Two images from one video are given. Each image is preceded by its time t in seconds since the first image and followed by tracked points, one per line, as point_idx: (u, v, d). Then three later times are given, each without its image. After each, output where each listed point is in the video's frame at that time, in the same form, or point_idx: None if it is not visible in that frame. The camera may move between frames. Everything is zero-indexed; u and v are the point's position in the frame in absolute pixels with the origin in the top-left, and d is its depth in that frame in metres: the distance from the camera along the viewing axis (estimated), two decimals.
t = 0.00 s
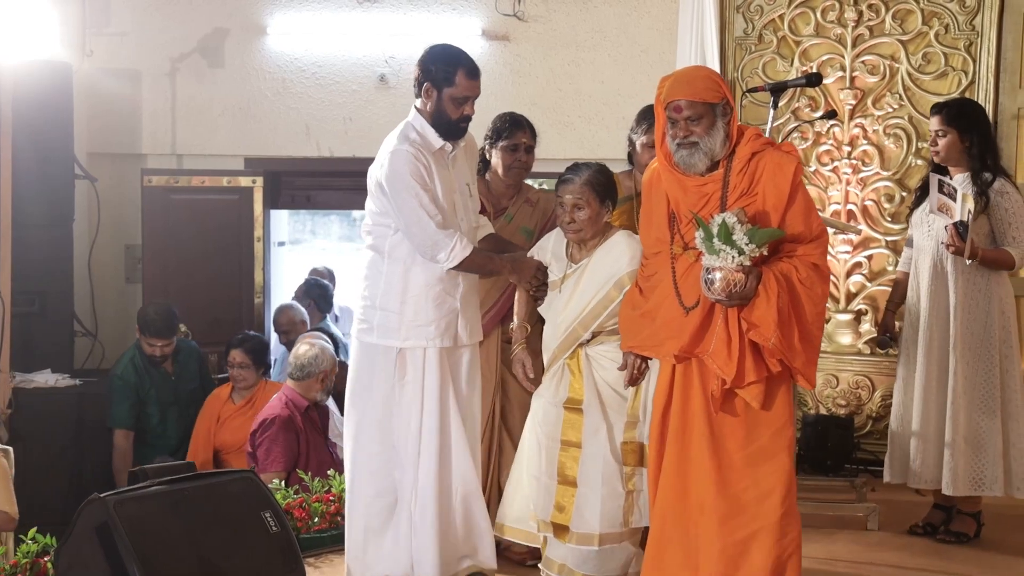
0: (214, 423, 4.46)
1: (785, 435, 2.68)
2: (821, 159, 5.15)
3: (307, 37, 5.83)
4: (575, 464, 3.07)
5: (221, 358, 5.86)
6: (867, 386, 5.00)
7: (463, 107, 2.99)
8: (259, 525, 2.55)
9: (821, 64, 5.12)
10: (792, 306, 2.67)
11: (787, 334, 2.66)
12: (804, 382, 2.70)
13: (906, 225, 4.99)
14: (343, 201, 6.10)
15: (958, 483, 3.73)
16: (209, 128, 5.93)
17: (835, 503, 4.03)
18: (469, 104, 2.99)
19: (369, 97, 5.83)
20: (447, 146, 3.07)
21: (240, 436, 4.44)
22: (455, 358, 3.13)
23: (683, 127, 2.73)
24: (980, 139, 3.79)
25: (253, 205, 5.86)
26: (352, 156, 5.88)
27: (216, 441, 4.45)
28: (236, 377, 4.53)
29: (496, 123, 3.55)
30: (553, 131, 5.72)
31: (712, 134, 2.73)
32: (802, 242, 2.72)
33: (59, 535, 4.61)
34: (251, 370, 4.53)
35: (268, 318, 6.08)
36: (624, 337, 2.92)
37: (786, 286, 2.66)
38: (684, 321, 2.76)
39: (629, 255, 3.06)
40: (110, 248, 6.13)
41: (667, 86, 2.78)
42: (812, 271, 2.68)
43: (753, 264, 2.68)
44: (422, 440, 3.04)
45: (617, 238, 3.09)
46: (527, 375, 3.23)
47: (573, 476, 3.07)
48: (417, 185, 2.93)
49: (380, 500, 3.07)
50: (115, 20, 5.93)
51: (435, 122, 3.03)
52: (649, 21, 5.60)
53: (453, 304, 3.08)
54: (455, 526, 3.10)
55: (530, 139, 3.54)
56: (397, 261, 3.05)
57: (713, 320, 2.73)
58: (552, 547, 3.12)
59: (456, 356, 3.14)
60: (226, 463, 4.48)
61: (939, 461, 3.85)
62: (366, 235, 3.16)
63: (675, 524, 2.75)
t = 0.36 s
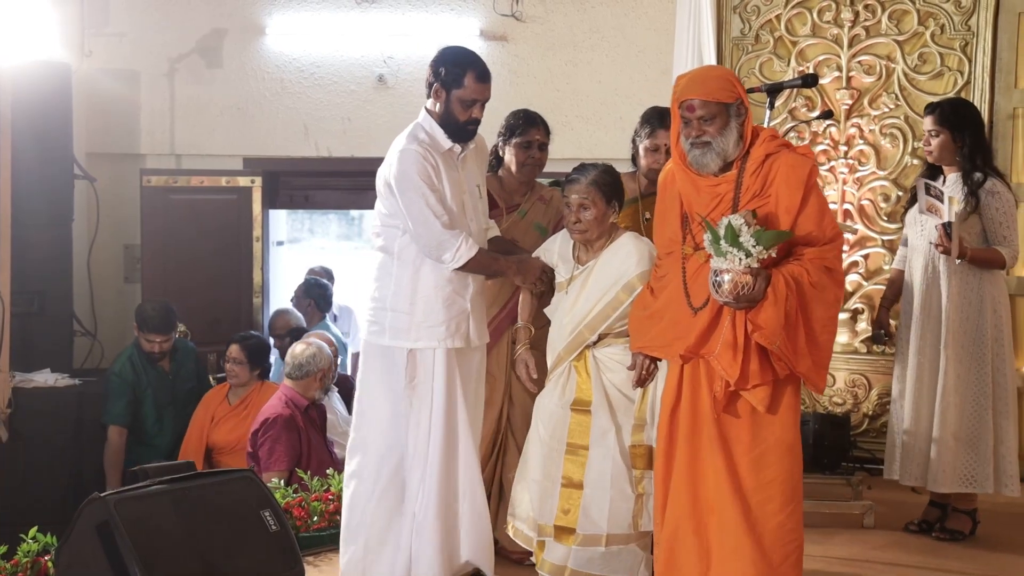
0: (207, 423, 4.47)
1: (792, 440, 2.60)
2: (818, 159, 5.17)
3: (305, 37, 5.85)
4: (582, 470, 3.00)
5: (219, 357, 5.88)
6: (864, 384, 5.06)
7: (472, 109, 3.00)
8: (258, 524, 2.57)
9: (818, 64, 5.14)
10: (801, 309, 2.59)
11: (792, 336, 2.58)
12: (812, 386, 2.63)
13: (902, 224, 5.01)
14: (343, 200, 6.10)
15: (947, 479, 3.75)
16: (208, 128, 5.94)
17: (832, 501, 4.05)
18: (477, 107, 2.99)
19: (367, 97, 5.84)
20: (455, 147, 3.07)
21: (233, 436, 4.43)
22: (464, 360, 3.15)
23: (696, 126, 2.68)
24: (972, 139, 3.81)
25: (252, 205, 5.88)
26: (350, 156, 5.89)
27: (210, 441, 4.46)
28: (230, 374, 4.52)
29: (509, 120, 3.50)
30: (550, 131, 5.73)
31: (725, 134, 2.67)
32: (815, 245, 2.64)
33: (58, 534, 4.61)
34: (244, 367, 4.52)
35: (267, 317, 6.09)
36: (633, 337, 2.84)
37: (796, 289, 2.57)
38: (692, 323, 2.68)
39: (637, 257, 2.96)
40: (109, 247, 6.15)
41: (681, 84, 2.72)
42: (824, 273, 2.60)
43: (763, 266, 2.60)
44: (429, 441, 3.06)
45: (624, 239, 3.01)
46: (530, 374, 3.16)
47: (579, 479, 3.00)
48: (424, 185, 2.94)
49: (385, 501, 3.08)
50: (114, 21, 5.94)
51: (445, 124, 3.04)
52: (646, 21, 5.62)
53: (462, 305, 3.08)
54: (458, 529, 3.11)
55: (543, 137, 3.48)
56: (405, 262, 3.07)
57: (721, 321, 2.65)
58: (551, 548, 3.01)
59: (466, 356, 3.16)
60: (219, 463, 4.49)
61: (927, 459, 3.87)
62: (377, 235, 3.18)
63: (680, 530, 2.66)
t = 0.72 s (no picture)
0: (198, 422, 4.49)
1: (799, 444, 2.55)
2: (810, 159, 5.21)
3: (299, 37, 5.87)
4: (580, 471, 3.04)
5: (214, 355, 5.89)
6: (855, 382, 5.10)
7: (472, 110, 2.92)
8: (253, 522, 2.60)
9: (810, 65, 5.17)
10: (810, 311, 2.52)
11: (801, 338, 2.52)
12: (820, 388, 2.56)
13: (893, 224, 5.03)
14: (334, 201, 6.16)
15: (931, 476, 3.81)
16: (203, 128, 5.96)
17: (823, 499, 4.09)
18: (477, 108, 2.92)
19: (361, 97, 5.87)
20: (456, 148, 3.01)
21: (223, 437, 4.46)
22: (470, 361, 3.10)
23: (706, 127, 2.62)
24: (960, 140, 3.85)
25: (246, 204, 5.91)
26: (345, 156, 5.91)
27: (199, 440, 4.48)
28: (223, 372, 4.57)
29: (512, 120, 3.46)
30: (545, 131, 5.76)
31: (736, 135, 2.62)
32: (826, 246, 2.59)
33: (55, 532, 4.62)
34: (236, 367, 4.56)
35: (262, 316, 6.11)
36: (636, 340, 2.81)
37: (804, 290, 2.52)
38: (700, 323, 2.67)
39: (635, 258, 2.97)
40: (104, 247, 6.16)
41: (691, 85, 2.66)
42: (834, 275, 2.55)
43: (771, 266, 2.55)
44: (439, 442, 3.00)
45: (623, 240, 3.01)
46: (513, 373, 3.13)
47: (576, 480, 3.04)
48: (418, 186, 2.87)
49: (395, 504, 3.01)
50: (109, 21, 5.95)
51: (445, 124, 2.97)
52: (640, 22, 5.65)
53: (464, 305, 3.01)
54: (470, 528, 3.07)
55: (546, 138, 3.42)
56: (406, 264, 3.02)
57: (728, 321, 2.60)
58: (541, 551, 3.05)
59: (469, 357, 3.09)
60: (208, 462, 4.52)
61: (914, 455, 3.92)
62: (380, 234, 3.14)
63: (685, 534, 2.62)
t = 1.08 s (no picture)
0: (189, 423, 4.52)
1: (804, 447, 2.55)
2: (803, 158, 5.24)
3: (294, 37, 5.89)
4: (580, 475, 2.98)
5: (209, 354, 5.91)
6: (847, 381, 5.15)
7: (468, 108, 2.84)
8: (249, 520, 2.62)
9: (801, 65, 5.19)
10: (817, 312, 2.51)
11: (809, 339, 2.51)
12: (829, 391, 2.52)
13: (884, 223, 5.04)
14: (330, 199, 6.14)
15: (922, 473, 3.85)
16: (197, 127, 5.98)
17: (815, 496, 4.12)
18: (474, 107, 2.84)
19: (356, 97, 5.89)
20: (454, 147, 2.93)
21: (215, 438, 4.50)
22: (467, 363, 3.03)
23: (711, 127, 2.60)
24: (950, 139, 3.89)
25: (240, 204, 5.94)
26: (340, 155, 5.93)
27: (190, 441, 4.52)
28: (215, 374, 4.57)
29: (509, 119, 3.40)
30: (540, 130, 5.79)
31: (741, 136, 2.59)
32: (833, 247, 2.57)
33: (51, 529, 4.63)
34: (229, 369, 4.57)
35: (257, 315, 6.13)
36: (636, 343, 2.75)
37: (812, 291, 2.50)
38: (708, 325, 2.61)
39: (636, 259, 2.91)
40: (100, 245, 6.18)
41: (696, 86, 2.65)
42: (842, 275, 2.52)
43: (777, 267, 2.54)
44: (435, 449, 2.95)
45: (624, 241, 2.96)
46: (511, 373, 3.08)
47: (579, 484, 2.97)
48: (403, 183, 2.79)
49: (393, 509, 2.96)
50: (104, 20, 5.98)
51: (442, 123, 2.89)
52: (633, 22, 5.67)
53: (463, 308, 2.94)
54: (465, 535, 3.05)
55: (543, 135, 3.37)
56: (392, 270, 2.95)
57: (736, 323, 2.57)
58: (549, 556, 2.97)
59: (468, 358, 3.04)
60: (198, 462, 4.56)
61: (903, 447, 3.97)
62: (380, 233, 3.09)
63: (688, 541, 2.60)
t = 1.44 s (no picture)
0: (184, 422, 4.56)
1: (810, 446, 2.58)
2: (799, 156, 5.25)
3: (292, 36, 5.91)
4: (583, 475, 2.94)
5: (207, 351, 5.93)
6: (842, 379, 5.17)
7: (465, 106, 2.75)
8: (248, 516, 2.65)
9: (797, 64, 5.22)
10: (823, 312, 2.51)
11: (815, 339, 2.51)
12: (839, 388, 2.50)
13: (880, 221, 5.07)
14: (329, 197, 6.16)
15: (914, 469, 3.89)
16: (196, 126, 6.01)
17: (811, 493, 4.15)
18: (472, 104, 2.74)
19: (354, 95, 5.91)
20: (454, 147, 2.83)
21: (209, 437, 4.54)
22: (466, 368, 2.88)
23: (714, 127, 2.61)
24: (946, 137, 3.91)
25: (239, 202, 5.98)
26: (338, 154, 5.95)
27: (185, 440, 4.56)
28: (212, 374, 4.60)
29: (502, 118, 3.36)
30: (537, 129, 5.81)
31: (744, 136, 2.59)
32: (838, 246, 2.56)
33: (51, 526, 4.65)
34: (226, 368, 4.60)
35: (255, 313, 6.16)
36: (643, 347, 2.76)
37: (818, 291, 2.50)
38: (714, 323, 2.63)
39: (645, 260, 2.91)
40: (99, 244, 6.21)
41: (699, 88, 2.66)
42: (849, 276, 2.51)
43: (782, 267, 2.55)
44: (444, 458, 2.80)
45: (633, 242, 2.96)
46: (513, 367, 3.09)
47: (582, 484, 2.94)
48: (389, 179, 2.67)
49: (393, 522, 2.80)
50: (103, 20, 6.02)
51: (441, 121, 2.80)
52: (631, 21, 5.69)
53: (467, 310, 2.82)
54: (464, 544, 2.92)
55: (536, 135, 3.33)
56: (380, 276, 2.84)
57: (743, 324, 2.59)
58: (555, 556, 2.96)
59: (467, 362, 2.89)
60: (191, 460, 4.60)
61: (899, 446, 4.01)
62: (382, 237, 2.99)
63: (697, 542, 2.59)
